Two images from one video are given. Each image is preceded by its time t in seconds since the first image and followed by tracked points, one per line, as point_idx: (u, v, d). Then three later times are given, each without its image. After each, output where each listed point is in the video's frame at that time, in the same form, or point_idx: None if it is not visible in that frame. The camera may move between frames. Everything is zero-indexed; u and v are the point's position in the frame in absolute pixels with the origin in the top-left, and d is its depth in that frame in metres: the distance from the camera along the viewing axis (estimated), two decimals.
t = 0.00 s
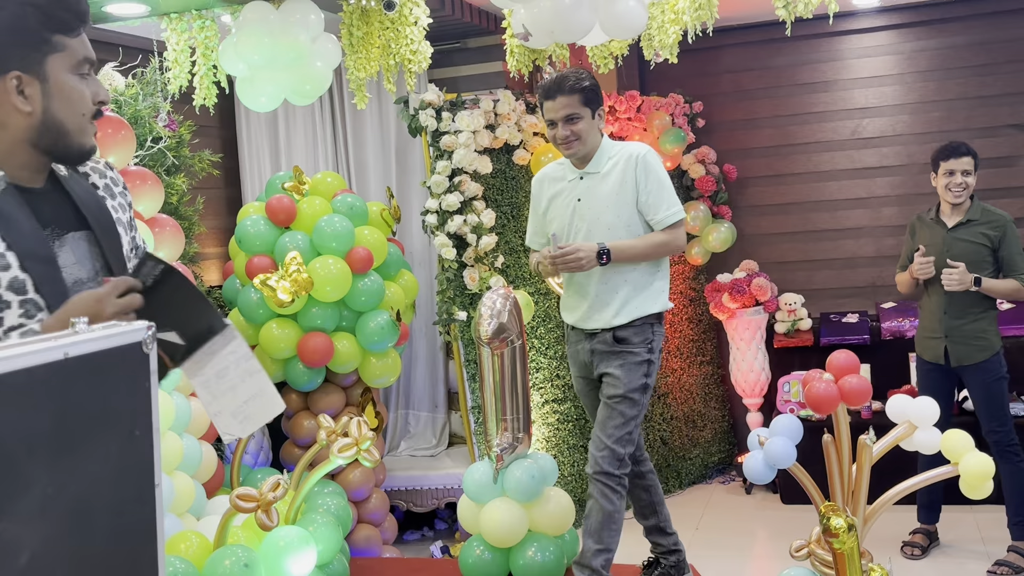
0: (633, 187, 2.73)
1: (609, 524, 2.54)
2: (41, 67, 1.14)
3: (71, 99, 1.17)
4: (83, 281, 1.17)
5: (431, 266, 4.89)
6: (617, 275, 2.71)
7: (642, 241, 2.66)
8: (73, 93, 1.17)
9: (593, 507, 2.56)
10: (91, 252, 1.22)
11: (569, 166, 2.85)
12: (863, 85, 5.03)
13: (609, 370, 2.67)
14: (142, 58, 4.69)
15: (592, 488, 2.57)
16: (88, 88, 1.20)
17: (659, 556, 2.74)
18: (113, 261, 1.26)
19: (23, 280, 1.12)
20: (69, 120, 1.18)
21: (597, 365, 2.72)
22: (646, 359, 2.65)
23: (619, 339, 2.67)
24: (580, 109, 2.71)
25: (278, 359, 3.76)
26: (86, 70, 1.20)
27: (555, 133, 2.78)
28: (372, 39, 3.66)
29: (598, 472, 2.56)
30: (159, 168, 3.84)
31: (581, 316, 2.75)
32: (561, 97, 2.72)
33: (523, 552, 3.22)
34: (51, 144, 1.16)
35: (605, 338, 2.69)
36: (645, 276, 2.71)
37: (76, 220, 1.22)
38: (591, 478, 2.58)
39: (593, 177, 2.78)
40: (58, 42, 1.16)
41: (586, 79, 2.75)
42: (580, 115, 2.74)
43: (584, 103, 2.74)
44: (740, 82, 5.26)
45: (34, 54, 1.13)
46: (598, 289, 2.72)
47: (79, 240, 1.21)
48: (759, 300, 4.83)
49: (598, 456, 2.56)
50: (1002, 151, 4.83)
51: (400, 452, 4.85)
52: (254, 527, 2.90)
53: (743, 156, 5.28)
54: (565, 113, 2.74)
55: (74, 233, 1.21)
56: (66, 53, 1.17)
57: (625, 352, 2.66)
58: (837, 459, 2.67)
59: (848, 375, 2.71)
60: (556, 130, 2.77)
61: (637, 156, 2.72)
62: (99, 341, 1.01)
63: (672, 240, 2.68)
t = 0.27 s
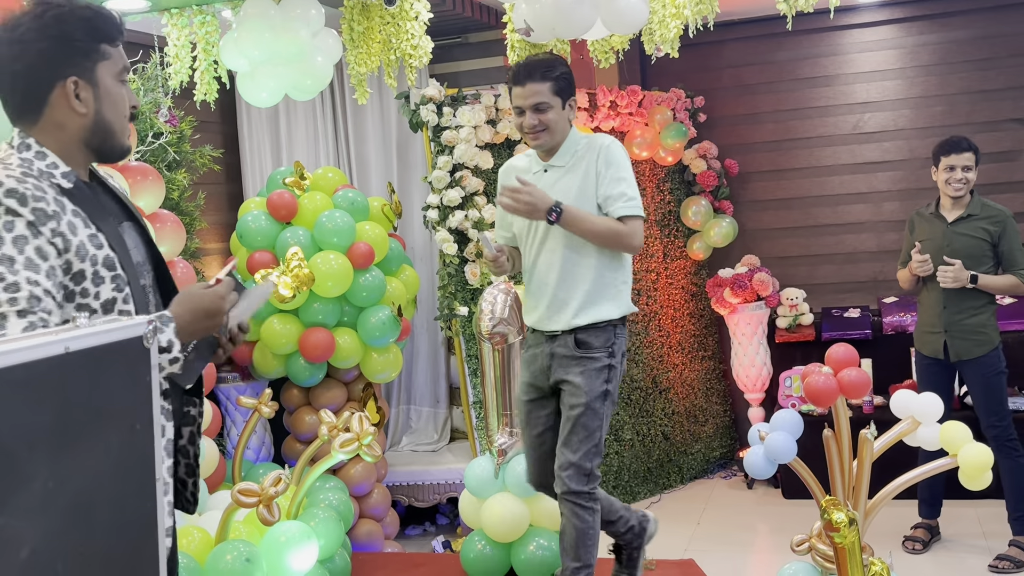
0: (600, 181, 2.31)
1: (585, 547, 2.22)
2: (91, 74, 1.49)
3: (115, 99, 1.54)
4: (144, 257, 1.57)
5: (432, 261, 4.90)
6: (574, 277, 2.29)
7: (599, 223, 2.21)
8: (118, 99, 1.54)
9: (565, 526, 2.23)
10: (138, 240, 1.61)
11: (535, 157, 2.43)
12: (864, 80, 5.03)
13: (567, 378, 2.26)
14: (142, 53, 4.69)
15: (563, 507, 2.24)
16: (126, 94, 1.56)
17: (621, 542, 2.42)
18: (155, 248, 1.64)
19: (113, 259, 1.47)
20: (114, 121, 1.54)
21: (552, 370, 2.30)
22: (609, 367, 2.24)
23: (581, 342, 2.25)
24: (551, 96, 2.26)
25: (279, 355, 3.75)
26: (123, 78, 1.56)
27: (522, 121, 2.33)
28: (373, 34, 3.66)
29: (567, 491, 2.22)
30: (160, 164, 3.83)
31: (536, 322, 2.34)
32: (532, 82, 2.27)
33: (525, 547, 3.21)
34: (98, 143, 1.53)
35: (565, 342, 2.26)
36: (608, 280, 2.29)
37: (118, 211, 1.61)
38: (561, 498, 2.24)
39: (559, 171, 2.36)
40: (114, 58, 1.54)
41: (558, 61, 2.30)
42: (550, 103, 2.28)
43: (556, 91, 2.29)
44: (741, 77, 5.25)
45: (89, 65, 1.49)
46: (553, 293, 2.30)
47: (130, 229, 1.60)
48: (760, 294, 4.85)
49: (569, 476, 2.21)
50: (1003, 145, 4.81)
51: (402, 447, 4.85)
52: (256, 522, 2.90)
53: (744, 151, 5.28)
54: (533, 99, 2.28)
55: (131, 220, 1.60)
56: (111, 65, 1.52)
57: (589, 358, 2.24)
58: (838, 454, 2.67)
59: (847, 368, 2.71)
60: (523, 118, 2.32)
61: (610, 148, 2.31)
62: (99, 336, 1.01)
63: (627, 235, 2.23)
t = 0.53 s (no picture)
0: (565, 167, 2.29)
1: (584, 543, 2.27)
2: (133, 76, 1.57)
3: (151, 97, 1.61)
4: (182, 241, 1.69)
5: (433, 256, 4.91)
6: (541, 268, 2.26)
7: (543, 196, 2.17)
8: (154, 99, 1.62)
9: (562, 523, 2.27)
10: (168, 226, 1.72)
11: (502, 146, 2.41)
12: (865, 74, 5.02)
13: (541, 378, 2.24)
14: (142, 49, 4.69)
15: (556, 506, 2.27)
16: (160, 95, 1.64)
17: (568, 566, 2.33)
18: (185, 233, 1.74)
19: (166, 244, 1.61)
20: (149, 120, 1.62)
21: (523, 370, 2.27)
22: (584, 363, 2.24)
23: (554, 340, 2.23)
24: (515, 85, 2.22)
25: (280, 350, 3.75)
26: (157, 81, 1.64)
27: (486, 112, 2.29)
28: (372, 29, 3.65)
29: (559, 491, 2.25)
30: (160, 160, 3.82)
31: (505, 315, 2.30)
32: (496, 71, 2.23)
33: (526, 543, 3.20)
34: (135, 140, 1.62)
35: (539, 339, 2.24)
36: (574, 270, 2.26)
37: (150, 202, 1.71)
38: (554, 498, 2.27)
39: (525, 160, 2.33)
40: (150, 59, 1.61)
41: (523, 49, 2.27)
42: (513, 92, 2.24)
43: (518, 79, 2.24)
44: (742, 71, 5.24)
45: (130, 69, 1.57)
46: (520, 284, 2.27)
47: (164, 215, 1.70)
48: (760, 290, 4.83)
49: (562, 476, 2.24)
50: (1004, 140, 4.81)
51: (402, 442, 4.85)
52: (257, 518, 2.91)
53: (744, 146, 5.27)
54: (497, 90, 2.24)
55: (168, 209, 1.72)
56: (150, 68, 1.60)
57: (563, 358, 2.23)
58: (838, 448, 2.67)
59: (851, 364, 2.71)
60: (488, 108, 2.28)
61: (576, 134, 2.29)
62: (95, 331, 1.01)
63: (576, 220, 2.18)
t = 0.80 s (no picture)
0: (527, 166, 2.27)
1: (573, 539, 2.28)
2: (164, 73, 1.58)
3: (182, 96, 1.63)
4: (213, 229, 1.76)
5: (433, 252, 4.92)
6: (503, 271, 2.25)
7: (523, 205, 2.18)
8: (186, 98, 1.63)
9: (546, 525, 2.28)
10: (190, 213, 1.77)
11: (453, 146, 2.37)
12: (865, 68, 5.01)
13: (506, 384, 2.22)
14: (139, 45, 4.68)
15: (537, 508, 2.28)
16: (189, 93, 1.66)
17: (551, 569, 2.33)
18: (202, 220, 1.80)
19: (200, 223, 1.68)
20: (178, 117, 1.63)
21: (486, 378, 2.25)
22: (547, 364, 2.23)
23: (516, 343, 2.21)
24: (466, 82, 2.18)
25: (281, 346, 3.75)
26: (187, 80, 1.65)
27: (439, 110, 2.25)
28: (372, 23, 3.64)
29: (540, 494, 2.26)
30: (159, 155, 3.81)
31: (463, 319, 2.27)
32: (448, 68, 2.19)
33: (526, 537, 3.25)
34: (163, 137, 1.61)
35: (500, 344, 2.22)
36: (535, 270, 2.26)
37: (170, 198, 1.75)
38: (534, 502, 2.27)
39: (483, 158, 2.31)
40: (180, 57, 1.62)
41: (475, 47, 2.24)
42: (467, 90, 2.20)
43: (472, 76, 2.21)
44: (742, 65, 5.23)
45: (160, 66, 1.58)
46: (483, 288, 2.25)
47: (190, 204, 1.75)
48: (761, 284, 4.83)
49: (541, 479, 2.23)
50: (1004, 133, 4.80)
51: (403, 438, 4.86)
52: (257, 513, 2.91)
53: (744, 140, 5.26)
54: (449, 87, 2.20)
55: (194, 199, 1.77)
56: (183, 65, 1.62)
57: (525, 361, 2.21)
58: (838, 442, 2.67)
59: (853, 359, 2.71)
60: (439, 107, 2.24)
61: (534, 133, 2.28)
62: (94, 326, 1.00)
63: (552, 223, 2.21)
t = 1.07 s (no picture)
0: (478, 161, 2.25)
1: (535, 537, 2.29)
2: (201, 65, 1.50)
3: (220, 91, 1.53)
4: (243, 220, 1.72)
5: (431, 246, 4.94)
6: (445, 268, 2.21)
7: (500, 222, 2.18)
8: (224, 93, 1.54)
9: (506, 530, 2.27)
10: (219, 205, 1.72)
11: (391, 139, 2.31)
12: (865, 61, 5.00)
13: (456, 380, 2.20)
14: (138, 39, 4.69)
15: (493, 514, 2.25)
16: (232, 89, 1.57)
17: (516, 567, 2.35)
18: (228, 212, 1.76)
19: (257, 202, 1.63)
20: (217, 112, 1.54)
21: (437, 375, 2.22)
22: (496, 358, 2.21)
23: (465, 337, 2.20)
24: (417, 75, 2.14)
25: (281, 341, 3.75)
26: (229, 75, 1.56)
27: (385, 103, 2.19)
28: (370, 17, 3.62)
29: (494, 502, 2.23)
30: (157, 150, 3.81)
31: (406, 319, 2.23)
32: (396, 61, 2.14)
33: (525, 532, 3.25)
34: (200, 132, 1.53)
35: (450, 340, 2.20)
36: (482, 268, 2.24)
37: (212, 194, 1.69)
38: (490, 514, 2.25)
39: (427, 152, 2.25)
40: (223, 50, 1.53)
41: (421, 39, 2.19)
42: (417, 84, 2.16)
43: (421, 69, 2.17)
44: (742, 59, 5.22)
45: (197, 57, 1.49)
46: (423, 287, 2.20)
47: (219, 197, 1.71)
48: (760, 278, 4.82)
49: (493, 484, 2.22)
50: (1005, 127, 4.79)
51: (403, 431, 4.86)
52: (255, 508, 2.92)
53: (744, 133, 5.25)
54: (398, 80, 2.15)
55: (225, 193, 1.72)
56: (224, 58, 1.53)
57: (474, 355, 2.20)
58: (837, 436, 2.67)
59: (849, 353, 2.71)
60: (387, 100, 2.18)
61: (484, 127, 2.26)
62: (90, 321, 1.00)
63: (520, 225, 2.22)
